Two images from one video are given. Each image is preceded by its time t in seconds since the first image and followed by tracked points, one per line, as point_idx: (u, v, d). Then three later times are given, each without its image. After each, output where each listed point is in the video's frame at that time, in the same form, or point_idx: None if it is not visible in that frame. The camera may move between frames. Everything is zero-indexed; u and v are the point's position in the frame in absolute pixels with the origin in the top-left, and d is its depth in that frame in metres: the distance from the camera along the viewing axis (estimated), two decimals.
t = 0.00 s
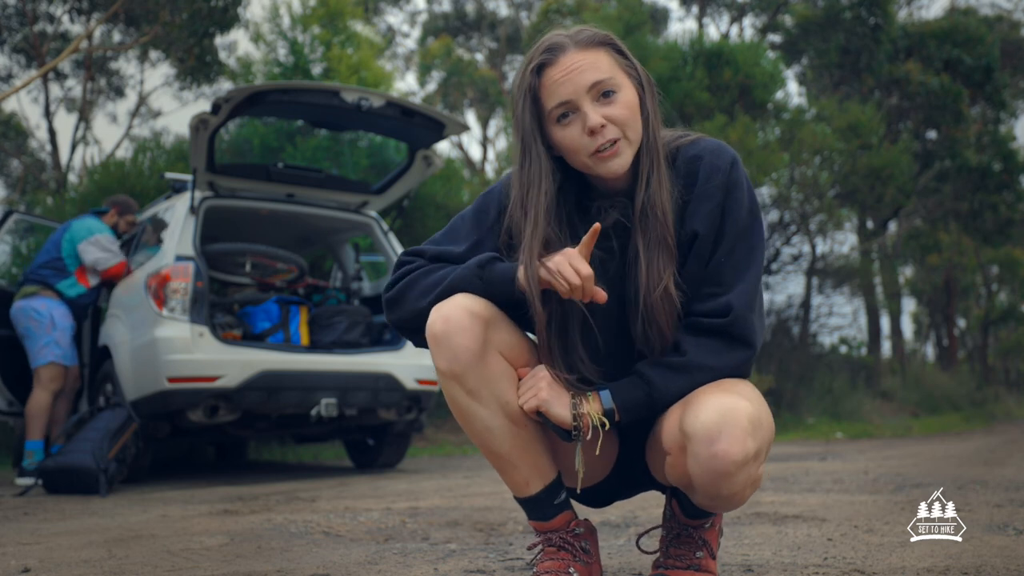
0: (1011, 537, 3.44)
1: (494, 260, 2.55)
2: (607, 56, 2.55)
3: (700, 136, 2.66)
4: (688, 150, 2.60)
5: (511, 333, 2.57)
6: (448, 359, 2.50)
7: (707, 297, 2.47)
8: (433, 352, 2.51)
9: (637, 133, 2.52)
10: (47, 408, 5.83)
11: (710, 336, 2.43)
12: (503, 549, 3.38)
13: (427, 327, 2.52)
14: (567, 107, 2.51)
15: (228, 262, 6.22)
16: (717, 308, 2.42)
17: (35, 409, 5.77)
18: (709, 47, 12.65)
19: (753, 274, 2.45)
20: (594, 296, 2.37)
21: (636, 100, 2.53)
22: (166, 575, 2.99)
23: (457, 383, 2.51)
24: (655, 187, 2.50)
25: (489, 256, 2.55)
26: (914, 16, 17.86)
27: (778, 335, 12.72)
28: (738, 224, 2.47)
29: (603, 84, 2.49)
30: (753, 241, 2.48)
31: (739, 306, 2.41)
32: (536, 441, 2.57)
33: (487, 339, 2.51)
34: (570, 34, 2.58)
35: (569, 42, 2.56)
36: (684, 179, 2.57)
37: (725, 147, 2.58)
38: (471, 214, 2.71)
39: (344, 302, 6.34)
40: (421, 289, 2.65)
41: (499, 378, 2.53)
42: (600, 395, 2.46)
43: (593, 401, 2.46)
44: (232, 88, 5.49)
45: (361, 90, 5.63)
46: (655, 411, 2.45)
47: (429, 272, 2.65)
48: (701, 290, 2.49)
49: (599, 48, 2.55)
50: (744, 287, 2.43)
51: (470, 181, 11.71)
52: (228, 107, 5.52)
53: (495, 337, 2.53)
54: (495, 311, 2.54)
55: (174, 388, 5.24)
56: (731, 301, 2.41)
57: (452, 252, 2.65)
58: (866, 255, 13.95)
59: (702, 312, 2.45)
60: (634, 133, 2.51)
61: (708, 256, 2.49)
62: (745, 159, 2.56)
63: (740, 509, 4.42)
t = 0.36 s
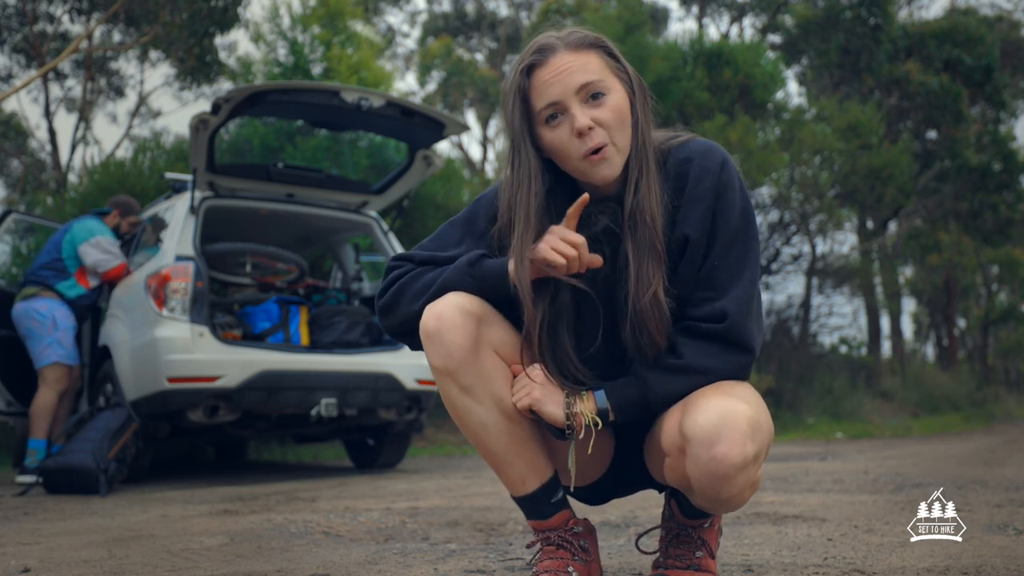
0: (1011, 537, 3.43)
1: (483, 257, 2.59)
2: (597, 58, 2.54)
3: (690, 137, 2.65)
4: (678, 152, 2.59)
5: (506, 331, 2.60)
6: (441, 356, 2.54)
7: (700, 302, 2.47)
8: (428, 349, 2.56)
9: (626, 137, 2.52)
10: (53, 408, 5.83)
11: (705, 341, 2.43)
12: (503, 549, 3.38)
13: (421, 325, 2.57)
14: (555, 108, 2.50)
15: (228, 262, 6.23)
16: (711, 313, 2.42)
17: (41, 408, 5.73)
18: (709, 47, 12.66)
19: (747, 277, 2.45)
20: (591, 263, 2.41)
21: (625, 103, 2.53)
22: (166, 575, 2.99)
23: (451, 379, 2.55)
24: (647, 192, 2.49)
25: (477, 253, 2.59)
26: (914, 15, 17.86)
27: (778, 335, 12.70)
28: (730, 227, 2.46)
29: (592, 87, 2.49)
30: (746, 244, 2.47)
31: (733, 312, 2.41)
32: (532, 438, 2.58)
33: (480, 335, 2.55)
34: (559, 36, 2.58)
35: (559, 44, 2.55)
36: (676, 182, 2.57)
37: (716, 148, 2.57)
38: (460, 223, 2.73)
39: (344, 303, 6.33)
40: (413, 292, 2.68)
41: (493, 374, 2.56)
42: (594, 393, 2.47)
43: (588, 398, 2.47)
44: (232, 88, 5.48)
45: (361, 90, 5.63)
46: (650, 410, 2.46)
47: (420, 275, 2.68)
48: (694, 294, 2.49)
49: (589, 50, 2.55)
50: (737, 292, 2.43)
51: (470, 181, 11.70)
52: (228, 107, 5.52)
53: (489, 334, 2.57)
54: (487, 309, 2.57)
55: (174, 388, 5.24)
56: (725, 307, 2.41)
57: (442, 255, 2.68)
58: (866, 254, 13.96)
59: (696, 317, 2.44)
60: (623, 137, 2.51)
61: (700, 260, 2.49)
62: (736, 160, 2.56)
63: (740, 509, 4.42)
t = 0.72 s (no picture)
0: (1012, 537, 3.43)
1: (476, 253, 2.64)
2: (592, 61, 2.53)
3: (688, 138, 2.60)
4: (670, 155, 2.55)
5: (496, 323, 2.64)
6: (430, 342, 2.58)
7: (687, 310, 2.44)
8: (419, 338, 2.60)
9: (613, 141, 2.51)
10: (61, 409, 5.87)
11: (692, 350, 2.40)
12: (502, 549, 3.38)
13: (413, 315, 2.63)
14: (542, 109, 2.52)
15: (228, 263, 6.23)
16: (695, 324, 2.38)
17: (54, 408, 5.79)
18: (709, 47, 12.67)
19: (734, 284, 2.39)
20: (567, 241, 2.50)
21: (614, 107, 2.50)
22: (166, 575, 2.99)
23: (440, 366, 2.59)
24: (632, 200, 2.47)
25: (468, 249, 2.64)
26: (914, 15, 17.86)
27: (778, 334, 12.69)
28: (715, 233, 2.42)
29: (579, 91, 2.49)
30: (734, 250, 2.41)
31: (717, 323, 2.36)
32: (523, 430, 2.59)
33: (469, 325, 2.59)
34: (559, 36, 2.58)
35: (555, 46, 2.55)
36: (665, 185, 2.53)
37: (709, 152, 2.51)
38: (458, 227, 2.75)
39: (345, 303, 6.33)
40: (413, 288, 2.72)
41: (480, 363, 2.60)
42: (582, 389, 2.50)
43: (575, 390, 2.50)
44: (232, 88, 5.48)
45: (361, 90, 5.63)
46: (636, 409, 2.44)
47: (419, 271, 2.72)
48: (683, 301, 2.47)
49: (585, 53, 2.54)
50: (723, 301, 2.38)
51: (470, 181, 11.70)
52: (228, 107, 5.52)
53: (478, 325, 2.61)
54: (477, 300, 2.62)
55: (174, 388, 5.24)
56: (707, 317, 2.37)
57: (438, 252, 2.72)
58: (866, 255, 13.96)
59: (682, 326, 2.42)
60: (608, 142, 2.50)
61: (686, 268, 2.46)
62: (728, 162, 2.50)
63: (740, 509, 4.42)
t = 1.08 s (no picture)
0: (1011, 537, 3.43)
1: (482, 250, 2.64)
2: (593, 62, 2.51)
3: (693, 138, 2.59)
4: (674, 155, 2.54)
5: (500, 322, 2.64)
6: (434, 341, 2.57)
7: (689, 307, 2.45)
8: (422, 336, 2.60)
9: (602, 142, 2.49)
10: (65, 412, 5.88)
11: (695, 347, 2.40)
12: (502, 549, 3.38)
13: (418, 312, 2.63)
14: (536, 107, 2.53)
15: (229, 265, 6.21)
16: (697, 321, 2.39)
17: (55, 410, 5.80)
18: (709, 47, 12.65)
19: (736, 282, 2.40)
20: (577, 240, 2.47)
21: (607, 109, 2.49)
22: (167, 575, 2.99)
23: (444, 365, 2.58)
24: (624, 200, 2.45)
25: (476, 248, 2.64)
26: (914, 16, 17.86)
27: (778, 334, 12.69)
28: (715, 234, 2.42)
29: (571, 92, 2.48)
30: (735, 250, 2.42)
31: (718, 320, 2.36)
32: (525, 430, 2.58)
33: (473, 323, 2.59)
34: (566, 35, 2.56)
35: (560, 45, 2.53)
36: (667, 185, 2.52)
37: (713, 152, 2.50)
38: (464, 222, 2.75)
39: (344, 303, 6.33)
40: (420, 287, 2.72)
41: (484, 361, 2.59)
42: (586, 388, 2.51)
43: (577, 391, 2.50)
44: (232, 88, 5.48)
45: (361, 90, 5.63)
46: (639, 405, 2.45)
47: (426, 270, 2.72)
48: (686, 297, 2.47)
49: (587, 53, 2.51)
50: (724, 299, 2.38)
51: (470, 181, 11.71)
52: (228, 107, 5.52)
53: (482, 325, 2.61)
54: (481, 299, 2.62)
55: (173, 388, 5.24)
56: (709, 314, 2.37)
57: (441, 251, 2.72)
58: (866, 255, 13.97)
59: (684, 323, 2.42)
60: (592, 144, 2.49)
61: (689, 266, 2.46)
62: (731, 163, 2.49)
63: (740, 509, 4.42)
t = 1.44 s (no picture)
0: (1011, 537, 3.43)
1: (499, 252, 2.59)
2: (605, 62, 2.52)
3: (699, 136, 2.65)
4: (687, 151, 2.59)
5: (514, 325, 2.58)
6: (449, 345, 2.51)
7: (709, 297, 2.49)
8: (436, 339, 2.54)
9: (625, 139, 2.51)
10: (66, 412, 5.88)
11: (715, 335, 2.44)
12: (503, 549, 3.38)
13: (432, 314, 2.55)
14: (557, 110, 2.52)
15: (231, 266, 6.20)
16: (719, 309, 2.43)
17: (55, 410, 5.80)
18: (709, 46, 12.64)
19: (755, 271, 2.45)
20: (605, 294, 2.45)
21: (628, 107, 2.51)
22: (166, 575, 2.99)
23: (458, 369, 2.53)
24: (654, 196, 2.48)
25: (495, 250, 2.59)
26: (914, 15, 17.86)
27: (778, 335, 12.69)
28: (737, 226, 2.48)
29: (592, 93, 2.48)
30: (754, 240, 2.48)
31: (741, 305, 2.41)
32: (536, 434, 2.56)
33: (488, 327, 2.53)
34: (572, 37, 2.57)
35: (569, 46, 2.54)
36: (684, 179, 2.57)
37: (725, 148, 2.57)
38: (474, 218, 2.71)
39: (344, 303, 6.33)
40: (427, 286, 2.67)
41: (500, 366, 2.53)
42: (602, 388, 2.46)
43: (595, 391, 2.46)
44: (232, 88, 5.48)
45: (361, 90, 5.63)
46: (656, 404, 2.46)
47: (435, 268, 2.66)
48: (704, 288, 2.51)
49: (599, 53, 2.53)
50: (746, 286, 2.44)
51: (470, 181, 11.71)
52: (228, 107, 5.52)
53: (498, 328, 2.55)
54: (497, 302, 2.56)
55: (174, 388, 5.25)
56: (732, 301, 2.42)
57: (452, 248, 2.66)
58: (866, 255, 13.97)
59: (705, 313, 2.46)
60: (619, 141, 2.50)
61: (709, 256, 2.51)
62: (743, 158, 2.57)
63: (740, 509, 4.42)
